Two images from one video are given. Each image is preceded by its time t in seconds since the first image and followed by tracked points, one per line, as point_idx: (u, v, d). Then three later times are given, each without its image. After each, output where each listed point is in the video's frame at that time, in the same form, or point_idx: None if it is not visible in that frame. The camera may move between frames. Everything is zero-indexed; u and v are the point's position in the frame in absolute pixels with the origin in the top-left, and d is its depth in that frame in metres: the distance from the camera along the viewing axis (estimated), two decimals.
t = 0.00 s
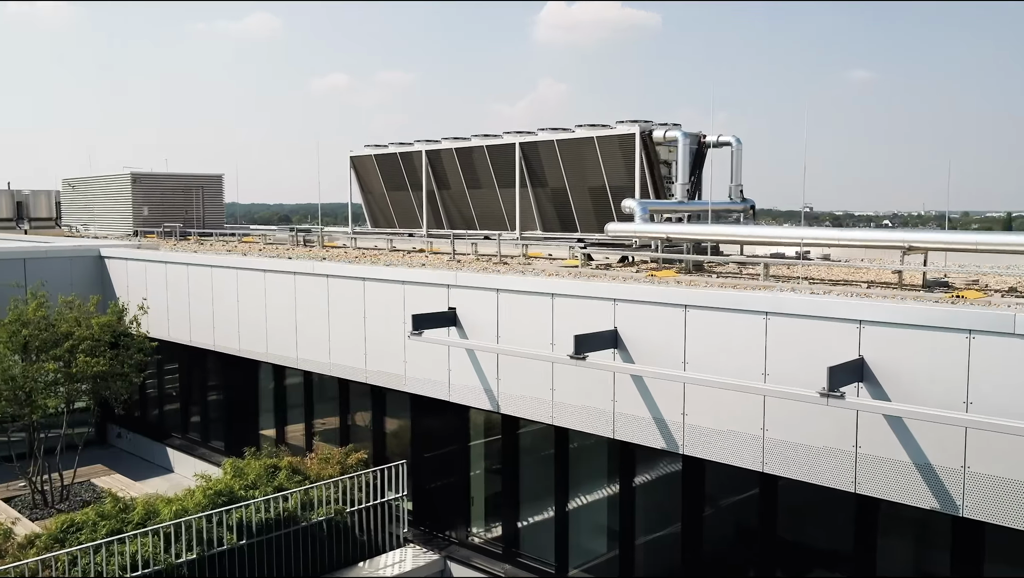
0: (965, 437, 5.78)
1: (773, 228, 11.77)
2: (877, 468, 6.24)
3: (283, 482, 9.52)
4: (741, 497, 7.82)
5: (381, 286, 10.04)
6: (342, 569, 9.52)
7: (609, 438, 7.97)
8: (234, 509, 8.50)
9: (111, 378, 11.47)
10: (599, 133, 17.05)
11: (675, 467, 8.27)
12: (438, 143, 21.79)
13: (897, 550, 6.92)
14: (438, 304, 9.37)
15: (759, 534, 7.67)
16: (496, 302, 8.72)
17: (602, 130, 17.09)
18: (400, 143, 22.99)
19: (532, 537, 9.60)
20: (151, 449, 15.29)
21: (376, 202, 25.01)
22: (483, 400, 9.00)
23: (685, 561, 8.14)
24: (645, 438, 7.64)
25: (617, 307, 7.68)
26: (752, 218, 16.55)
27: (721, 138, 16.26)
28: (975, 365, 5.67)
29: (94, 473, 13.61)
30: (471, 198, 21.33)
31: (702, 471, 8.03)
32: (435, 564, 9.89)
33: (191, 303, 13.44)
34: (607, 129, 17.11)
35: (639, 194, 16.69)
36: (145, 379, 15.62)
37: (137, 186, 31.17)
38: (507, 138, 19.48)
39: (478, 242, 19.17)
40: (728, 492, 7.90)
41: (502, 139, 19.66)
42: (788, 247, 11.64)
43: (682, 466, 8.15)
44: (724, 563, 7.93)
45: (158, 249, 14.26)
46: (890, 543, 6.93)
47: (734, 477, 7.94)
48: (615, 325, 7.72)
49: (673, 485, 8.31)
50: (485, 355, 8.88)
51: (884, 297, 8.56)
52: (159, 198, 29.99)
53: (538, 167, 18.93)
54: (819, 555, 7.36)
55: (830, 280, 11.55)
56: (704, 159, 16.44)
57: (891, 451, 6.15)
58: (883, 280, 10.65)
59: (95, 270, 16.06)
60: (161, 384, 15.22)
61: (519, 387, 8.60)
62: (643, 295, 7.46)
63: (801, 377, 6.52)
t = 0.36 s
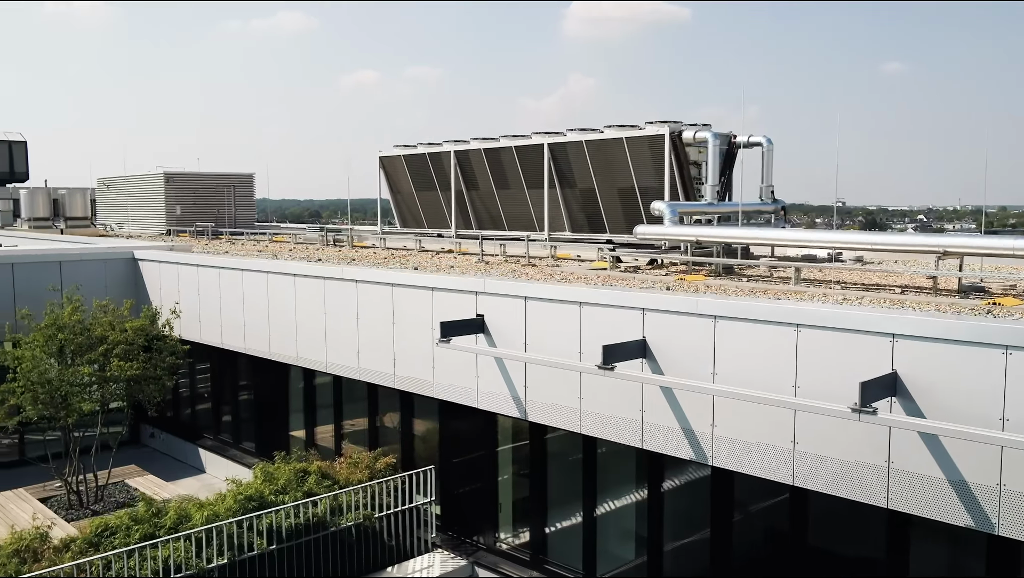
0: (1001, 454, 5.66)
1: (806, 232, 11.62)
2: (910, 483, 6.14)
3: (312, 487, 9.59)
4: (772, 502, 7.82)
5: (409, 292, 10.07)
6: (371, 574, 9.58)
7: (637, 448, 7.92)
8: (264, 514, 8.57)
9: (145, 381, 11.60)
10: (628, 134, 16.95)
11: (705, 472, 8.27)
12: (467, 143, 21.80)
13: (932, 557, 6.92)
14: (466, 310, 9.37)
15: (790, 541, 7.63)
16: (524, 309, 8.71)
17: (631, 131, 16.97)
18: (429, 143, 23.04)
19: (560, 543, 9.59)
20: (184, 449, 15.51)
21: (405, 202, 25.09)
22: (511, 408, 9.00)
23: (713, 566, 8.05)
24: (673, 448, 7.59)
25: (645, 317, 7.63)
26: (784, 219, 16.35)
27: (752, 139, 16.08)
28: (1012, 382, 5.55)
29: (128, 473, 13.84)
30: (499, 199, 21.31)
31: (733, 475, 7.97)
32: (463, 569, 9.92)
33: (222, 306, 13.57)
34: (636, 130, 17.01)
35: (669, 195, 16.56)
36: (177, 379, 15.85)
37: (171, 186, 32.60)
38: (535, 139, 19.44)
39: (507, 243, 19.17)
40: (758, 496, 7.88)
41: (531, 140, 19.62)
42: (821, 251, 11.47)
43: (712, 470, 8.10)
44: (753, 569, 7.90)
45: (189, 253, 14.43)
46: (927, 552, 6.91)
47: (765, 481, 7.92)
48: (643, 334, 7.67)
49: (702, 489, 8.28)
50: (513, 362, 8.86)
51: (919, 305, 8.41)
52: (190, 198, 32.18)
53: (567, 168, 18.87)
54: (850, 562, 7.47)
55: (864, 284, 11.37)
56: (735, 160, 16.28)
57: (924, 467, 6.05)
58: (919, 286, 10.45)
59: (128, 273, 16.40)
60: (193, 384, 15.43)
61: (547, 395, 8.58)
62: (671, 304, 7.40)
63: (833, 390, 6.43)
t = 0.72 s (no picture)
0: None
1: (839, 236, 11.44)
2: (946, 500, 6.02)
3: (343, 493, 9.64)
4: (802, 509, 7.62)
5: (439, 298, 10.08)
6: None
7: (667, 459, 7.87)
8: (295, 520, 8.63)
9: (179, 385, 11.69)
10: (658, 135, 16.81)
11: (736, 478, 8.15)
12: (496, 144, 21.81)
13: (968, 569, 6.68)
14: (495, 318, 9.36)
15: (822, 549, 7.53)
16: (553, 317, 8.68)
17: (662, 132, 16.84)
18: (458, 144, 23.08)
19: (588, 549, 9.60)
20: (216, 449, 15.73)
21: (434, 203, 25.16)
22: (540, 416, 8.98)
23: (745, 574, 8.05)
24: (703, 460, 7.52)
25: (675, 327, 7.56)
26: (816, 221, 16.16)
27: (784, 139, 15.90)
28: None
29: (161, 473, 14.06)
30: (529, 200, 21.28)
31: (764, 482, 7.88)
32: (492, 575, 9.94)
33: (254, 309, 13.70)
34: (666, 131, 16.88)
35: (699, 197, 16.41)
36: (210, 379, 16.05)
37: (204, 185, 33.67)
38: (565, 140, 19.37)
39: (536, 244, 19.13)
40: (788, 504, 7.71)
41: (560, 141, 19.57)
42: (855, 255, 11.30)
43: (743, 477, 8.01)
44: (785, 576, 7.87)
45: (222, 256, 14.59)
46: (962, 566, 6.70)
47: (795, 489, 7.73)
48: (673, 344, 7.60)
49: (733, 496, 8.18)
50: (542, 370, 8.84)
51: (955, 314, 8.25)
52: (223, 198, 33.55)
53: (596, 169, 18.79)
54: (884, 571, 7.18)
55: (899, 290, 11.19)
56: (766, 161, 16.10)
57: (960, 484, 5.93)
58: (956, 293, 10.27)
59: (163, 275, 16.68)
60: (224, 383, 15.62)
61: (575, 403, 8.55)
62: (702, 314, 7.32)
63: (867, 405, 6.32)
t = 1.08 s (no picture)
0: None
1: (875, 241, 11.27)
2: (985, 520, 5.90)
3: (375, 499, 9.71)
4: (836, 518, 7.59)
5: (470, 305, 10.10)
6: None
7: (699, 471, 7.80)
8: (327, 526, 8.71)
9: (214, 389, 11.88)
10: (691, 137, 16.67)
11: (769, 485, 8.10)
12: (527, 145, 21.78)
13: None
14: (527, 326, 9.36)
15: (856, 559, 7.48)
16: (584, 327, 8.66)
17: (694, 133, 16.69)
18: (489, 145, 23.10)
19: (620, 556, 9.57)
20: (250, 450, 15.94)
21: (465, 203, 25.20)
22: (571, 424, 8.96)
23: None
24: (736, 472, 7.46)
25: (707, 338, 7.50)
26: (850, 222, 15.94)
27: (818, 141, 15.70)
28: None
29: (196, 472, 14.26)
30: (560, 201, 21.23)
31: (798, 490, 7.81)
32: None
33: (287, 313, 13.83)
34: (699, 133, 16.73)
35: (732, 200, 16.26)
36: (244, 380, 16.24)
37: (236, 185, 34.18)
38: (596, 141, 19.29)
39: (567, 246, 19.08)
40: (822, 511, 7.67)
41: (591, 142, 19.49)
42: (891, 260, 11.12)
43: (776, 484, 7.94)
44: None
45: (256, 260, 14.75)
46: None
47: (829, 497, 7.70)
48: (706, 356, 7.54)
49: (766, 503, 8.13)
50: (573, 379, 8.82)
51: (995, 323, 8.08)
52: (257, 198, 34.24)
53: (628, 170, 18.69)
54: None
55: (937, 296, 11.00)
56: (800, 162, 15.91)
57: (1000, 504, 5.81)
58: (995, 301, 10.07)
59: (198, 278, 16.93)
60: (258, 384, 15.80)
61: (606, 413, 8.52)
62: (736, 327, 7.25)
63: (903, 421, 6.22)
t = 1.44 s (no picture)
0: None
1: (913, 245, 11.07)
2: None
3: (406, 504, 9.77)
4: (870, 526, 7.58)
5: (500, 310, 10.11)
6: None
7: (731, 481, 7.74)
8: (359, 532, 8.78)
9: (248, 391, 12.02)
10: (724, 136, 16.50)
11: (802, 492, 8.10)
12: (558, 144, 21.72)
13: None
14: (558, 333, 9.34)
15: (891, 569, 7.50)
16: (616, 334, 8.62)
17: (727, 133, 16.53)
18: (520, 143, 23.07)
19: (651, 561, 9.53)
20: (283, 450, 16.15)
21: (496, 202, 25.20)
22: (602, 432, 8.93)
23: None
24: (769, 484, 7.38)
25: (741, 349, 7.42)
26: (886, 222, 15.69)
27: (854, 140, 15.47)
28: None
29: (231, 471, 14.26)
30: (591, 200, 21.15)
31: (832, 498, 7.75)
32: None
33: (320, 315, 13.94)
34: (732, 132, 16.55)
35: (766, 200, 16.08)
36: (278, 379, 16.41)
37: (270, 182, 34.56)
38: (628, 140, 19.18)
39: (598, 246, 18.99)
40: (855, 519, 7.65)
41: (623, 141, 19.38)
42: (929, 264, 10.92)
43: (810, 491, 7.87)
44: None
45: (289, 262, 14.88)
46: None
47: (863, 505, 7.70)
48: (739, 366, 7.46)
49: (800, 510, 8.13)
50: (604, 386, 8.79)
51: None
52: (290, 195, 34.61)
53: (660, 170, 18.55)
54: None
55: (976, 301, 10.79)
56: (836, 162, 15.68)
57: None
58: None
59: (232, 278, 17.10)
60: (291, 383, 15.95)
61: (638, 422, 8.47)
62: (769, 337, 7.17)
63: (941, 438, 6.11)
